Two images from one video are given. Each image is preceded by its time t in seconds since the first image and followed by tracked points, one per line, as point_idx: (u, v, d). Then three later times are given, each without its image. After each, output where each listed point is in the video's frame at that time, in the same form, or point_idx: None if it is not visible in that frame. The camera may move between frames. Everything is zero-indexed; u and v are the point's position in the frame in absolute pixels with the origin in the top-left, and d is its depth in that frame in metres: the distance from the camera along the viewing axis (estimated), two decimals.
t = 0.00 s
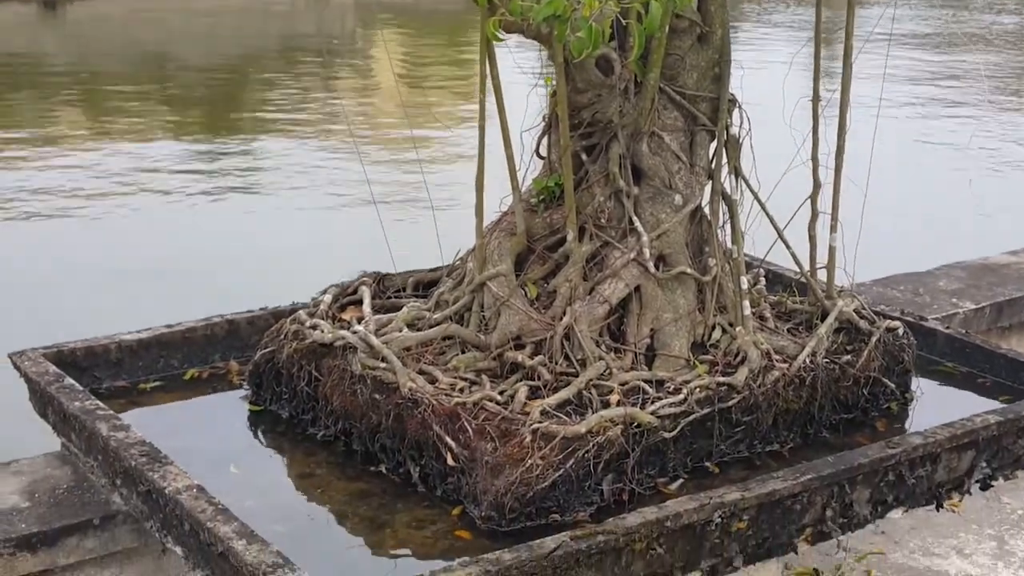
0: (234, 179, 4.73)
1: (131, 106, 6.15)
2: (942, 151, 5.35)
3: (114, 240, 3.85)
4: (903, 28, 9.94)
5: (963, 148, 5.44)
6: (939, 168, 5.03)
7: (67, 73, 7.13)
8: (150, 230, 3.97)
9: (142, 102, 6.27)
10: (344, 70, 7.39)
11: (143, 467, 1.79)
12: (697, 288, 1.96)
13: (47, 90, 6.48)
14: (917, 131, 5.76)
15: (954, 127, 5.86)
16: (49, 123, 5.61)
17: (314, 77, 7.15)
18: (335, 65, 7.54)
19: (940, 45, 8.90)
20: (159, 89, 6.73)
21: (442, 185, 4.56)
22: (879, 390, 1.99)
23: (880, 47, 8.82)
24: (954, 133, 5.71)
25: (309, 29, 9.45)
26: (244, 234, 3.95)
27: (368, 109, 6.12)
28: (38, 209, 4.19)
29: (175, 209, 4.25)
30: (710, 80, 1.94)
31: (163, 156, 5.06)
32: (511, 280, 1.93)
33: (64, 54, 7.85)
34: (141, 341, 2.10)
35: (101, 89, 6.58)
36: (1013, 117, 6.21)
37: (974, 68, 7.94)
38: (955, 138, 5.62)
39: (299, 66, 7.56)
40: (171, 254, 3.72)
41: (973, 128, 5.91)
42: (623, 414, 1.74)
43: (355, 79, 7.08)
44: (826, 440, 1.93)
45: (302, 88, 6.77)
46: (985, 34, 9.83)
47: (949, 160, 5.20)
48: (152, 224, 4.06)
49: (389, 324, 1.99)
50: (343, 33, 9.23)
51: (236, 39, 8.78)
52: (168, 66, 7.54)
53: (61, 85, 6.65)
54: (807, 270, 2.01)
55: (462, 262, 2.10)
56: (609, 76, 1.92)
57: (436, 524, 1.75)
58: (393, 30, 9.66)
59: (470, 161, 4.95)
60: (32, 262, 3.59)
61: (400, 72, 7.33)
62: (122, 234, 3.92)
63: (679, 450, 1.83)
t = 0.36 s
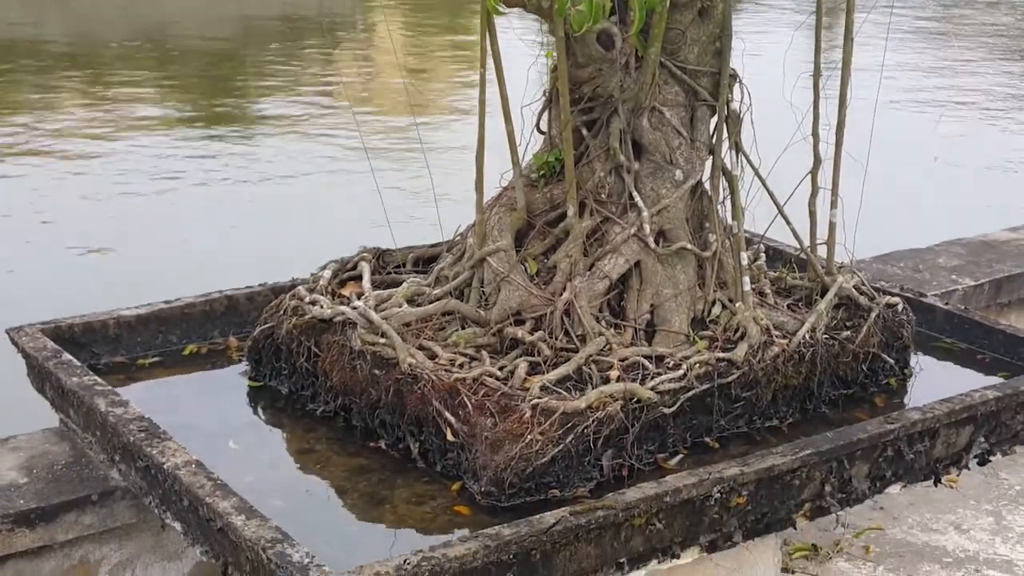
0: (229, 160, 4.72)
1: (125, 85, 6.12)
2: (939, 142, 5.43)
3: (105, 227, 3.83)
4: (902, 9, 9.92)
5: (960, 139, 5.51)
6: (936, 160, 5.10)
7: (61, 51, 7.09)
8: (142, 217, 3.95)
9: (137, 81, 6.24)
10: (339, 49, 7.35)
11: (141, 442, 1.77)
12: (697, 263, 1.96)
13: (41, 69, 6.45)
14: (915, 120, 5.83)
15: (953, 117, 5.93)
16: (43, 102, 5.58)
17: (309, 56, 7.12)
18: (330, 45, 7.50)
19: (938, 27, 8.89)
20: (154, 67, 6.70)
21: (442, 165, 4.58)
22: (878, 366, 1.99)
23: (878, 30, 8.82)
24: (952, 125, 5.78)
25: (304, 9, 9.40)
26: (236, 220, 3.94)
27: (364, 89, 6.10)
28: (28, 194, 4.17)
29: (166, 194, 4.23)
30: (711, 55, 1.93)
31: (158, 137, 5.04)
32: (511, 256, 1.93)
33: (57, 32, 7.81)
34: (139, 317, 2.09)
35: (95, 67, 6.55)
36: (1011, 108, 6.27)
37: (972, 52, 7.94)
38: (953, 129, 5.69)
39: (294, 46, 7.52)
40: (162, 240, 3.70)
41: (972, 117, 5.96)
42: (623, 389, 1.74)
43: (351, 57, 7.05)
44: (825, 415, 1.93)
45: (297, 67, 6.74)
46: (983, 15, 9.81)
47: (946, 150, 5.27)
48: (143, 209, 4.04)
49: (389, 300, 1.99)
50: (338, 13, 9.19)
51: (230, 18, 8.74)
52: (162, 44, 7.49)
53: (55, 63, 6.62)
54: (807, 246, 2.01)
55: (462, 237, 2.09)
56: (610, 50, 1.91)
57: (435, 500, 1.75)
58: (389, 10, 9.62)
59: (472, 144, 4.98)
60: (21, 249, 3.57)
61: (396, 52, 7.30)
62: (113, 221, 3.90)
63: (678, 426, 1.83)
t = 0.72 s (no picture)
0: (220, 150, 4.70)
1: (116, 78, 6.11)
2: (931, 134, 5.50)
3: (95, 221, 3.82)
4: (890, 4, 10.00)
5: (953, 131, 5.57)
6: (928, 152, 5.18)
7: (50, 44, 7.07)
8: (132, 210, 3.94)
9: (127, 74, 6.23)
10: (330, 43, 7.35)
11: (132, 431, 1.76)
12: (686, 247, 1.96)
13: (30, 62, 6.44)
14: (907, 116, 5.91)
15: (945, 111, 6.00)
16: (33, 96, 5.57)
17: (300, 49, 7.13)
18: (321, 38, 7.50)
19: (927, 22, 8.97)
20: (145, 60, 6.69)
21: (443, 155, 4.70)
22: (868, 347, 2.00)
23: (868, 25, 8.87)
24: (945, 117, 5.85)
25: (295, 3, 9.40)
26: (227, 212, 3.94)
27: (356, 84, 6.11)
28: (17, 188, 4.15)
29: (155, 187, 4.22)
30: (699, 39, 1.93)
31: (150, 129, 5.03)
32: (501, 241, 1.93)
33: (47, 25, 7.79)
34: (130, 305, 2.09)
35: (84, 60, 6.54)
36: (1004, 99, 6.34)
37: (959, 48, 8.03)
38: (947, 121, 5.76)
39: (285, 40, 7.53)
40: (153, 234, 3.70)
41: (965, 110, 6.04)
42: (613, 373, 1.74)
43: (342, 52, 7.06)
44: (816, 397, 1.93)
45: (288, 61, 6.75)
46: (971, 11, 9.87)
47: (937, 143, 5.35)
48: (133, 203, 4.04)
49: (379, 286, 1.98)
50: (329, 7, 9.20)
51: (220, 11, 8.72)
52: (152, 38, 7.48)
53: (45, 57, 6.60)
54: (796, 229, 2.01)
55: (452, 223, 2.09)
56: (598, 34, 1.90)
57: (427, 486, 1.74)
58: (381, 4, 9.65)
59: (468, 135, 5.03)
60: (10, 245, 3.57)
61: (387, 47, 7.32)
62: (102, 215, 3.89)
63: (669, 409, 1.83)
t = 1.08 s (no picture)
0: (214, 168, 4.82)
1: (102, 89, 6.13)
2: (916, 133, 5.57)
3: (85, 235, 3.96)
4: (871, 6, 10.12)
5: (938, 131, 5.64)
6: (913, 148, 5.23)
7: (35, 54, 7.08)
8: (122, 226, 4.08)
9: (112, 84, 6.25)
10: (317, 51, 7.40)
11: (116, 423, 1.75)
12: (669, 233, 1.96)
13: (16, 73, 6.45)
14: (885, 111, 6.05)
15: (927, 110, 6.09)
16: (21, 111, 5.60)
17: (286, 58, 7.16)
18: (307, 45, 7.54)
19: (908, 22, 9.08)
20: (130, 70, 6.71)
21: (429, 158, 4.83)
22: (851, 332, 2.01)
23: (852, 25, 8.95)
24: (930, 117, 5.92)
25: (279, 7, 9.41)
26: (214, 227, 4.05)
27: (342, 91, 6.15)
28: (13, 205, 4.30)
29: (147, 203, 4.36)
30: (680, 26, 1.94)
31: (138, 149, 5.10)
32: (484, 229, 1.93)
33: (31, 33, 7.77)
34: (112, 297, 2.09)
35: (70, 70, 6.56)
36: (988, 100, 6.42)
37: (940, 47, 8.13)
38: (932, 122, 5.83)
39: (271, 48, 7.55)
40: (141, 249, 3.83)
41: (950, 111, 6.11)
42: (597, 359, 1.74)
43: (327, 58, 7.09)
44: (800, 382, 1.94)
45: (274, 70, 6.78)
46: (952, 11, 9.97)
47: (915, 136, 5.48)
48: (127, 213, 4.24)
49: (363, 276, 1.98)
50: (314, 13, 9.22)
51: (205, 16, 8.73)
52: (138, 46, 7.49)
53: (29, 66, 6.61)
54: (779, 215, 2.02)
55: (436, 213, 2.09)
56: (579, 22, 1.91)
57: (412, 474, 1.74)
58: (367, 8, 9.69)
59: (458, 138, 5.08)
60: (7, 257, 3.75)
61: (373, 52, 7.36)
62: (93, 230, 4.04)
63: (653, 395, 1.83)
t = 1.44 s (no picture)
0: (212, 162, 4.84)
1: (88, 87, 6.14)
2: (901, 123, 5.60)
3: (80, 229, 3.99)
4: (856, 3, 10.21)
5: (923, 121, 5.67)
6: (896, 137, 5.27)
7: (22, 53, 7.07)
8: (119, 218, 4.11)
9: (99, 83, 6.26)
10: (304, 47, 7.41)
11: (103, 412, 1.76)
12: (653, 221, 1.97)
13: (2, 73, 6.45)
14: (870, 101, 6.13)
15: (911, 99, 6.18)
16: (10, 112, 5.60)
17: (272, 55, 7.18)
18: (294, 41, 7.55)
19: (893, 18, 9.16)
20: (117, 68, 6.71)
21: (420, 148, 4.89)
22: (834, 319, 2.02)
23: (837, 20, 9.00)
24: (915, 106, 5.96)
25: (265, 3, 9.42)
26: (209, 219, 4.06)
27: (329, 86, 6.18)
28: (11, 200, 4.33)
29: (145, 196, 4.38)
30: (662, 14, 1.95)
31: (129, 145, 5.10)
32: (469, 218, 1.94)
33: (17, 32, 7.77)
34: (99, 287, 2.10)
35: (58, 68, 6.57)
36: (972, 90, 6.50)
37: (924, 42, 8.21)
38: (916, 112, 5.87)
39: (258, 44, 7.56)
40: (134, 242, 3.85)
41: (936, 101, 6.18)
42: (582, 346, 1.74)
43: (313, 54, 7.11)
44: (783, 368, 1.95)
45: (261, 66, 6.80)
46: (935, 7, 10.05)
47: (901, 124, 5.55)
48: (119, 205, 4.27)
49: (348, 265, 1.99)
50: (300, 9, 9.24)
51: (190, 13, 8.73)
52: (125, 44, 7.50)
53: (15, 66, 6.61)
54: (761, 202, 2.03)
55: (420, 202, 2.10)
56: (562, 12, 1.93)
57: (398, 461, 1.74)
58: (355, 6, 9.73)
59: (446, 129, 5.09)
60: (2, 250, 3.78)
61: (360, 49, 7.39)
62: (91, 224, 4.06)
63: (638, 382, 1.83)
